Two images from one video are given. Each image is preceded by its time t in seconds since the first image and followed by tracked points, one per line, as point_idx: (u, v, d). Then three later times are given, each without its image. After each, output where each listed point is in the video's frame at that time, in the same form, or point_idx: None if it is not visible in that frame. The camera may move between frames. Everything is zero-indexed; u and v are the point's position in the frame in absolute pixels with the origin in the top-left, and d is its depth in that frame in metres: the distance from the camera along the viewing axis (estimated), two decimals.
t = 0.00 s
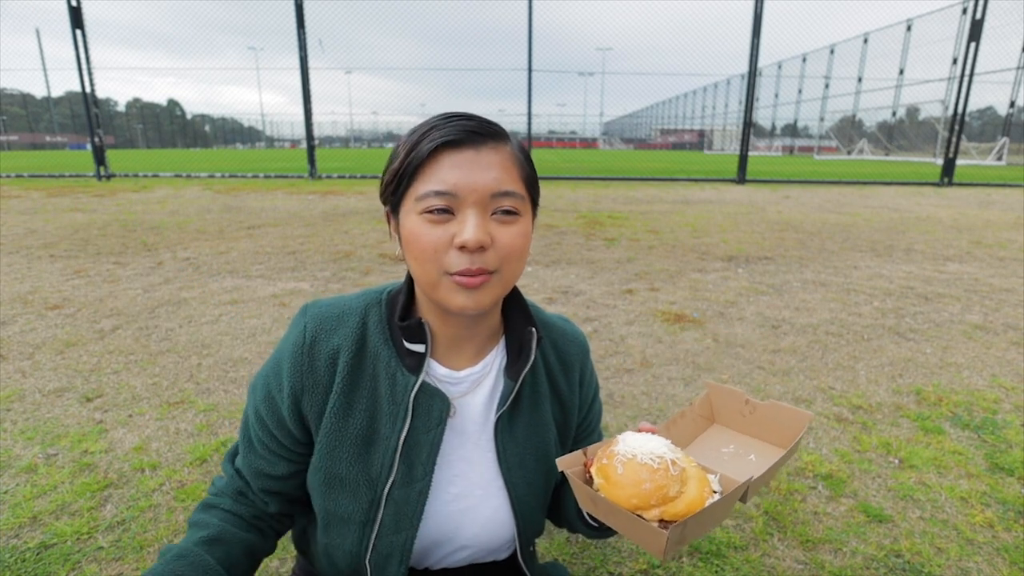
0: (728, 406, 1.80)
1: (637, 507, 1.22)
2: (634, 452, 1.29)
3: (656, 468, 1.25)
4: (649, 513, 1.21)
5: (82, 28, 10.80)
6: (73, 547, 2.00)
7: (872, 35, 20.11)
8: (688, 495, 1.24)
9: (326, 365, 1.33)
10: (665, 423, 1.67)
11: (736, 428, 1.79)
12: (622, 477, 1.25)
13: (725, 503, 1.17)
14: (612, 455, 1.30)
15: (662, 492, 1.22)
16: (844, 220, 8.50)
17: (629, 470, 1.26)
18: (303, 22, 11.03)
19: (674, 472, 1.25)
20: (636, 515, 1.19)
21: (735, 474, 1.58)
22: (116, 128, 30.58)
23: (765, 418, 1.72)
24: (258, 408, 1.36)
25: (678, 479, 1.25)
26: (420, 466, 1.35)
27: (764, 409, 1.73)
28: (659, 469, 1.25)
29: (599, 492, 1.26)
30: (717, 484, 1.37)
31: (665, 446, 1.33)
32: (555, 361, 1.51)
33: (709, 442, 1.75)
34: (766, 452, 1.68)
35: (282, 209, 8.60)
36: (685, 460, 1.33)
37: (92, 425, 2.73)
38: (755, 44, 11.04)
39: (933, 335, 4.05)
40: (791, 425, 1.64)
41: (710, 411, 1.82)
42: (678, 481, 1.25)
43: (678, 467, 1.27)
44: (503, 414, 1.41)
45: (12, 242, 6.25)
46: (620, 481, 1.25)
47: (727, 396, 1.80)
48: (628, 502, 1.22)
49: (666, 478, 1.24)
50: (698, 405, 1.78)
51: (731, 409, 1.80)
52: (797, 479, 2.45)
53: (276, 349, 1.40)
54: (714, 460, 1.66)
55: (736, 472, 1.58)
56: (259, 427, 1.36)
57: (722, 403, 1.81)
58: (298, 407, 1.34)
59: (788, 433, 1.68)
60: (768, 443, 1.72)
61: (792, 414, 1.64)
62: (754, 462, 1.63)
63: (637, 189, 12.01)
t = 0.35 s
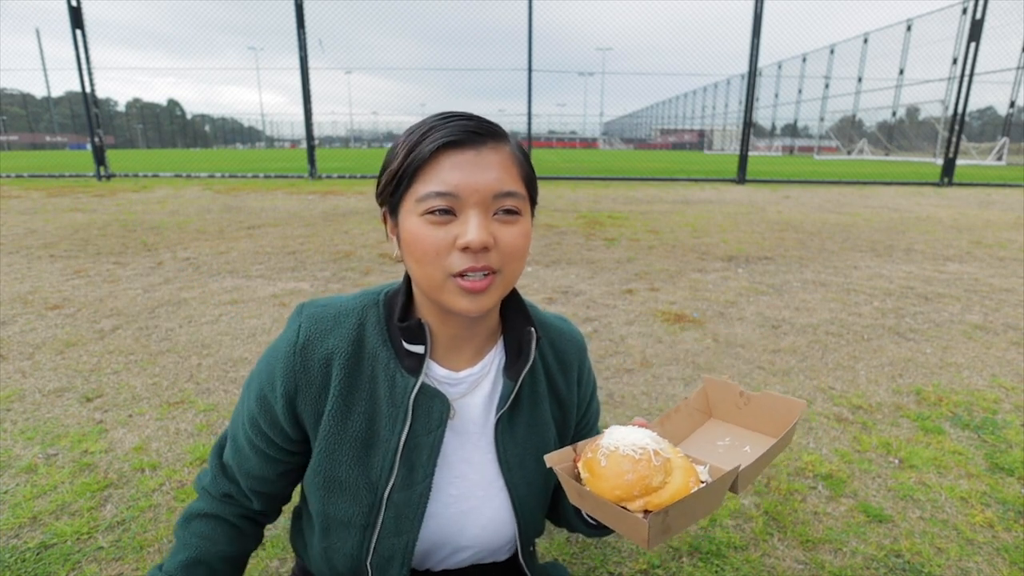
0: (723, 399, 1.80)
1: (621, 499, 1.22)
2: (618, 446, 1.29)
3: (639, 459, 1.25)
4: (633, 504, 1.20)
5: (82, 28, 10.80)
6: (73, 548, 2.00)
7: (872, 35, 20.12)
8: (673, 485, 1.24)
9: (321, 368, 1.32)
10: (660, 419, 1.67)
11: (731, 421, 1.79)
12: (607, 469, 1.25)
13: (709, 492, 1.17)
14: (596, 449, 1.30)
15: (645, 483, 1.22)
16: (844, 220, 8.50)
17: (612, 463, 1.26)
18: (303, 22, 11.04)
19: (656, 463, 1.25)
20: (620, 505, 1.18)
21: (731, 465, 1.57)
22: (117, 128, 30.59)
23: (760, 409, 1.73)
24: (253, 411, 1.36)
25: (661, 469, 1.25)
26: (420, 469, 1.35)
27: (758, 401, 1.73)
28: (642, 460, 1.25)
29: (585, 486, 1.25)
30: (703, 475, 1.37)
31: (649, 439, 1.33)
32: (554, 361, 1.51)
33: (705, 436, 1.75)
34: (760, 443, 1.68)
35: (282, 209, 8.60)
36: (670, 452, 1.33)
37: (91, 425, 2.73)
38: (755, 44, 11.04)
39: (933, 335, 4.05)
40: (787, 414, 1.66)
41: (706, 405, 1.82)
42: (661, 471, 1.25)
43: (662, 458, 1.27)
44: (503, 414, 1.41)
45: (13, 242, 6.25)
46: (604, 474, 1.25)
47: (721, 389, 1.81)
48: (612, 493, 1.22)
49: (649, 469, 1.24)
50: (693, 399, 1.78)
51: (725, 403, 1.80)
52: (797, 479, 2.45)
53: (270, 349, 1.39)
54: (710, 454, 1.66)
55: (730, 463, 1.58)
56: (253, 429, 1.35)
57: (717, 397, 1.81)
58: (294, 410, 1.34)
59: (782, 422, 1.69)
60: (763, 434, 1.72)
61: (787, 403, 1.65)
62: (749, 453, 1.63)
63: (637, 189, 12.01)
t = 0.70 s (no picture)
0: (724, 403, 1.80)
1: (618, 499, 1.22)
2: (616, 446, 1.30)
3: (636, 460, 1.26)
4: (631, 504, 1.20)
5: (82, 28, 10.80)
6: (73, 547, 2.00)
7: (872, 35, 20.13)
8: (671, 486, 1.24)
9: (317, 368, 1.32)
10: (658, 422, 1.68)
11: (733, 426, 1.78)
12: (604, 469, 1.25)
13: (708, 494, 1.17)
14: (594, 450, 1.31)
15: (643, 484, 1.22)
16: (844, 220, 8.50)
17: (609, 463, 1.26)
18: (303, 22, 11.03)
19: (654, 464, 1.26)
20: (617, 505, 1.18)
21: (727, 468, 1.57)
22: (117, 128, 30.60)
23: (761, 413, 1.72)
24: (251, 408, 1.36)
25: (659, 471, 1.26)
26: (416, 471, 1.35)
27: (759, 404, 1.72)
28: (639, 461, 1.25)
29: (582, 485, 1.25)
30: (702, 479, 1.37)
31: (647, 440, 1.34)
32: (554, 362, 1.51)
33: (706, 440, 1.75)
34: (761, 448, 1.67)
35: (282, 209, 8.60)
36: (669, 454, 1.33)
37: (91, 425, 2.73)
38: (754, 44, 11.04)
39: (933, 335, 4.05)
40: (786, 418, 1.64)
41: (708, 410, 1.82)
42: (659, 473, 1.25)
43: (660, 460, 1.28)
44: (501, 416, 1.40)
45: (13, 242, 6.25)
46: (602, 474, 1.25)
47: (722, 393, 1.81)
48: (609, 494, 1.22)
49: (646, 470, 1.24)
50: (693, 403, 1.79)
51: (726, 406, 1.80)
52: (797, 479, 2.45)
53: (269, 345, 1.39)
54: (711, 459, 1.65)
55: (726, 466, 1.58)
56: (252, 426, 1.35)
57: (718, 401, 1.81)
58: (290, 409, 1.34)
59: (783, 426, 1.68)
60: (765, 439, 1.70)
61: (787, 407, 1.64)
62: (750, 457, 1.62)
63: (637, 189, 12.01)
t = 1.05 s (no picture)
0: (723, 408, 1.80)
1: (598, 496, 1.23)
2: (601, 442, 1.30)
3: (619, 457, 1.26)
4: (611, 501, 1.21)
5: (82, 28, 10.79)
6: (73, 547, 2.00)
7: (872, 35, 20.13)
8: (653, 485, 1.24)
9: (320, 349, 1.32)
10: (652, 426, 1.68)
11: (731, 432, 1.78)
12: (586, 465, 1.26)
13: (688, 497, 1.17)
14: (579, 445, 1.31)
15: (624, 482, 1.23)
16: (844, 220, 8.50)
17: (592, 460, 1.27)
18: (303, 23, 11.04)
19: (637, 463, 1.26)
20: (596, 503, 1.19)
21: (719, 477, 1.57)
22: (116, 129, 30.61)
23: (759, 420, 1.71)
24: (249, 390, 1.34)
25: (642, 469, 1.26)
26: (418, 452, 1.35)
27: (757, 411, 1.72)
28: (622, 458, 1.26)
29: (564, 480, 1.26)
30: (690, 478, 1.37)
31: (634, 437, 1.34)
32: (549, 357, 1.53)
33: (702, 445, 1.76)
34: (754, 456, 1.67)
35: (282, 209, 8.60)
36: (655, 452, 1.33)
37: (91, 425, 2.73)
38: (755, 44, 11.03)
39: (933, 335, 4.05)
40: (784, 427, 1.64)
41: (706, 414, 1.83)
42: (642, 471, 1.25)
43: (644, 458, 1.28)
44: (496, 407, 1.42)
45: (13, 242, 6.25)
46: (584, 469, 1.26)
47: (723, 398, 1.81)
48: (590, 490, 1.23)
49: (629, 469, 1.25)
50: (691, 408, 1.79)
51: (726, 411, 1.80)
52: (797, 479, 2.45)
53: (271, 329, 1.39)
54: (704, 464, 1.67)
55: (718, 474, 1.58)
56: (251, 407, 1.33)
57: (716, 406, 1.82)
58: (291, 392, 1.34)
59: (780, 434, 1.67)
60: (761, 447, 1.70)
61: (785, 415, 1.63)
62: (742, 465, 1.62)
63: (637, 189, 12.01)
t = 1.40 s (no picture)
0: (729, 401, 1.80)
1: (608, 490, 1.22)
2: (609, 436, 1.30)
3: (628, 449, 1.26)
4: (622, 494, 1.21)
5: (82, 28, 10.79)
6: (73, 547, 2.00)
7: (872, 34, 20.13)
8: (663, 476, 1.24)
9: (330, 349, 1.30)
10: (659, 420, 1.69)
11: (739, 423, 1.79)
12: (596, 459, 1.25)
13: (696, 486, 1.16)
14: (587, 440, 1.31)
15: (633, 474, 1.23)
16: (844, 220, 8.50)
17: (601, 453, 1.27)
18: (303, 23, 11.05)
19: (645, 455, 1.26)
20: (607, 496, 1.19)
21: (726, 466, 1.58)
22: (116, 129, 30.63)
23: (764, 409, 1.71)
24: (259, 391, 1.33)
25: (651, 461, 1.26)
26: (429, 453, 1.36)
27: (762, 401, 1.72)
28: (631, 451, 1.26)
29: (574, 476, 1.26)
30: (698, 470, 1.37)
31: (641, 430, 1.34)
32: (559, 358, 1.53)
33: (710, 438, 1.76)
34: (762, 444, 1.67)
35: (282, 209, 8.60)
36: (663, 445, 1.33)
37: (91, 425, 2.73)
38: (755, 44, 11.03)
39: (933, 335, 4.05)
40: (790, 414, 1.64)
41: (713, 407, 1.83)
42: (651, 463, 1.25)
43: (652, 450, 1.27)
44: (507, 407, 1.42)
45: (13, 241, 6.25)
46: (594, 463, 1.25)
47: (727, 390, 1.81)
48: (600, 484, 1.22)
49: (637, 460, 1.24)
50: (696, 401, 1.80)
51: (732, 404, 1.81)
52: (797, 479, 2.45)
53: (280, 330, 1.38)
54: (711, 454, 1.67)
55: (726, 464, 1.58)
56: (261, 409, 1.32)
57: (722, 398, 1.82)
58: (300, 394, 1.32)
59: (786, 421, 1.66)
60: (768, 435, 1.70)
61: (789, 402, 1.63)
62: (749, 453, 1.63)
63: (637, 189, 12.02)
